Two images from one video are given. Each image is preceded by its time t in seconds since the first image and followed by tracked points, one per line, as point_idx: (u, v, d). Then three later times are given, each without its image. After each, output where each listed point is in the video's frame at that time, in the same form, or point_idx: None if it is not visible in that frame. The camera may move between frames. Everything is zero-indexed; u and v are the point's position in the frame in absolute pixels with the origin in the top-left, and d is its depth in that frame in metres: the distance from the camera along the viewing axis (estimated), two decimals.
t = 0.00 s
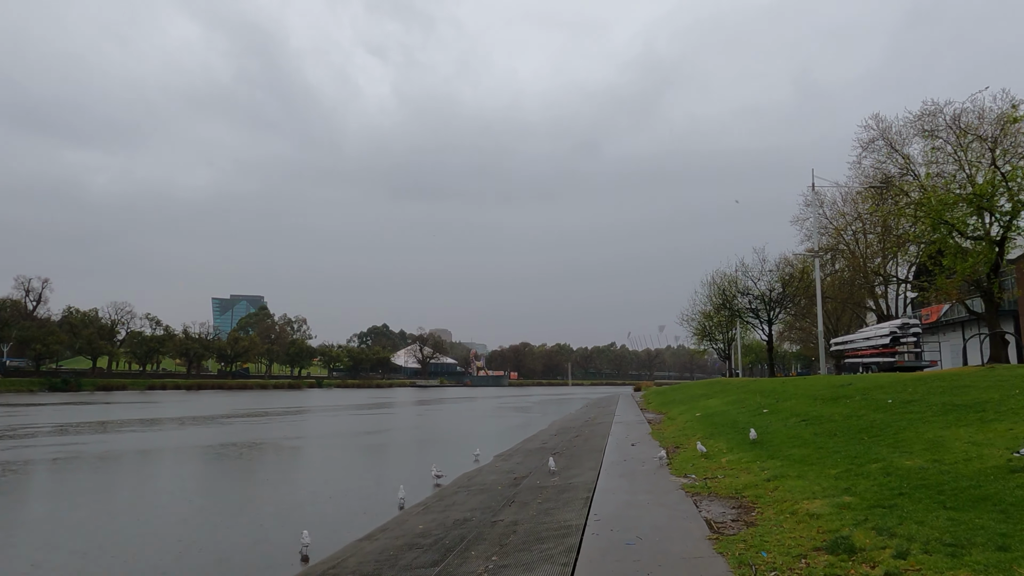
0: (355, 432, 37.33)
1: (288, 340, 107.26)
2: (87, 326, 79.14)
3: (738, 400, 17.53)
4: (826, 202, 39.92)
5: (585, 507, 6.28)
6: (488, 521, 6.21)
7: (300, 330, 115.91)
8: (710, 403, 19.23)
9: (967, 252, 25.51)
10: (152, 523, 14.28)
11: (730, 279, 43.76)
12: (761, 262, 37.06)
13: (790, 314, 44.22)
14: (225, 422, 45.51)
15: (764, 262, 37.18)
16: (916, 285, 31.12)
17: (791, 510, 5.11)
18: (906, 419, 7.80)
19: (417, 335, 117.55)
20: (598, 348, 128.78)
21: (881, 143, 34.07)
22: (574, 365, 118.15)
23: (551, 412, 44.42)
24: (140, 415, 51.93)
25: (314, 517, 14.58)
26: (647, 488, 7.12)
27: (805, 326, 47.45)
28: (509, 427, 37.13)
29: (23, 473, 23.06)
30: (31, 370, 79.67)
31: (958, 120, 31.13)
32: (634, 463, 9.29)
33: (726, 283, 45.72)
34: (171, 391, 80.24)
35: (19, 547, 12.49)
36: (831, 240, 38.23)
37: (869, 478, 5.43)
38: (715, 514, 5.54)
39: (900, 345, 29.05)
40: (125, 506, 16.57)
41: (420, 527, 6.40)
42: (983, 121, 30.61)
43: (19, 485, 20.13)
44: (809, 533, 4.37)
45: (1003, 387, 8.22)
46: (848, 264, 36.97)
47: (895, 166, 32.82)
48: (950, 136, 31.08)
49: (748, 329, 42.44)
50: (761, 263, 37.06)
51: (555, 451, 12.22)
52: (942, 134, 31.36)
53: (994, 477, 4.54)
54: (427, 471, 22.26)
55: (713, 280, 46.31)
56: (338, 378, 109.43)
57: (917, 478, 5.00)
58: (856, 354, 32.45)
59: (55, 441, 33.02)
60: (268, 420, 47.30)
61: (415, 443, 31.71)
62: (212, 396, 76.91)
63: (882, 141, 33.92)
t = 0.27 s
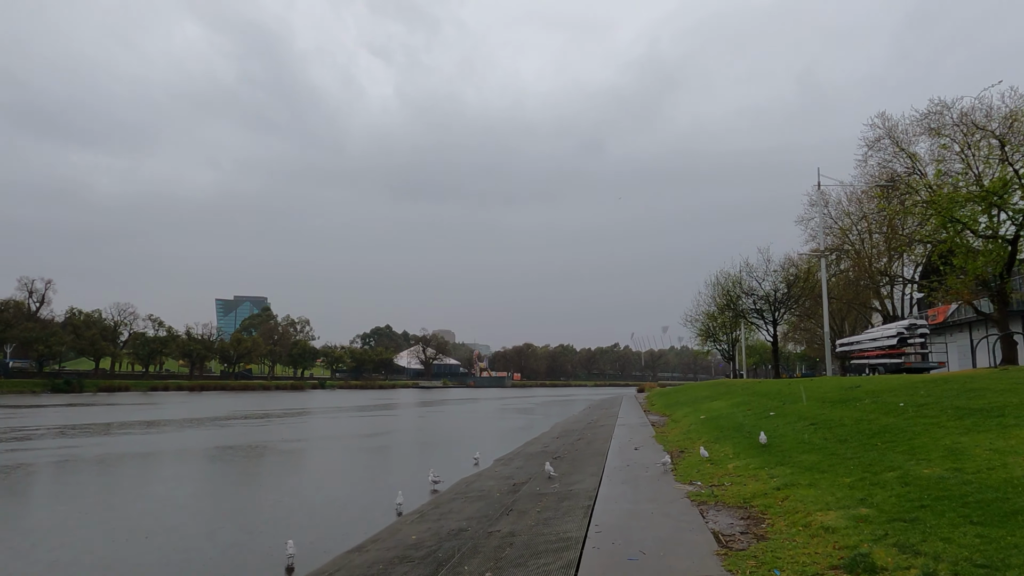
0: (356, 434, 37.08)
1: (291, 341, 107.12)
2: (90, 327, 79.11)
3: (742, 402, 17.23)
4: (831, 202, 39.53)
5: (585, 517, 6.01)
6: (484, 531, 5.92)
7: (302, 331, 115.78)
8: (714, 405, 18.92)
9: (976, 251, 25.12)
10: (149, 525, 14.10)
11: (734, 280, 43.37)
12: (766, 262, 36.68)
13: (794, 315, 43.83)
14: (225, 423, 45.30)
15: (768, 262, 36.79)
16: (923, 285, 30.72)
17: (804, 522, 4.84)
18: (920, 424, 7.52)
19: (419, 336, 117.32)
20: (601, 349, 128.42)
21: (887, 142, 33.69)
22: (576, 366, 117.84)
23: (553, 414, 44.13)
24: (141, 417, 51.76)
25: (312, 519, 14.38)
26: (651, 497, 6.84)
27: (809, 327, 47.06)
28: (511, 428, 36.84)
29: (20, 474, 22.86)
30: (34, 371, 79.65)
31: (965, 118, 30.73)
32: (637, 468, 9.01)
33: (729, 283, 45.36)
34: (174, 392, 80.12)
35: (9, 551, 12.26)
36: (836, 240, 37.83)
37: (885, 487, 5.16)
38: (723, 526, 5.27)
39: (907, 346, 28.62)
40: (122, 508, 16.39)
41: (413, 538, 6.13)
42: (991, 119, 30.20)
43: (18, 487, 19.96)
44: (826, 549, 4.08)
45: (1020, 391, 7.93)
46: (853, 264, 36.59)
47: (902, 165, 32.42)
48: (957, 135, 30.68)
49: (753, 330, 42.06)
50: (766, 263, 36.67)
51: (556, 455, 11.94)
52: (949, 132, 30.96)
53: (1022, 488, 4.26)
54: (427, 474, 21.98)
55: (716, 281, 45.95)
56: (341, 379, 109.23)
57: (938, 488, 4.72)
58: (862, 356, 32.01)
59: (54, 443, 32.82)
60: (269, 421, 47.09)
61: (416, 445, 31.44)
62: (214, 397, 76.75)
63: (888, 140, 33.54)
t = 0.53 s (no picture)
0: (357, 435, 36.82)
1: (294, 342, 106.95)
2: (92, 328, 79.03)
3: (748, 404, 16.89)
4: (836, 201, 39.12)
5: (584, 524, 5.71)
6: (478, 538, 5.65)
7: (305, 333, 115.63)
8: (719, 406, 18.58)
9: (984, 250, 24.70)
10: (145, 525, 13.86)
11: (739, 280, 42.97)
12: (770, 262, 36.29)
13: (800, 316, 43.39)
14: (227, 425, 45.10)
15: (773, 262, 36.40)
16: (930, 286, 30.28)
17: (818, 530, 4.56)
18: (935, 426, 7.21)
19: (423, 337, 117.04)
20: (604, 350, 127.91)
21: (893, 140, 33.30)
22: (580, 367, 117.37)
23: (556, 415, 43.78)
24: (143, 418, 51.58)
25: (311, 520, 14.12)
26: (654, 502, 6.55)
27: (815, 328, 46.62)
28: (513, 430, 36.50)
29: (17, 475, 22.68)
30: (36, 373, 79.54)
31: (972, 117, 30.30)
32: (640, 472, 8.72)
33: (734, 284, 44.95)
34: (176, 394, 79.98)
35: None
36: (841, 240, 37.41)
37: (902, 493, 4.88)
38: (731, 533, 4.98)
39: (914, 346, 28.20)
40: (119, 509, 16.16)
41: (404, 545, 5.85)
42: (999, 117, 29.78)
43: (14, 489, 19.76)
44: (840, 562, 3.80)
45: None
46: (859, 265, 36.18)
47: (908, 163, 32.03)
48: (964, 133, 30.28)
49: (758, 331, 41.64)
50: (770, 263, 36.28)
51: (557, 457, 11.64)
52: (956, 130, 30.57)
53: None
54: (427, 476, 21.68)
55: (721, 281, 45.54)
56: (344, 381, 108.99)
57: (960, 494, 4.44)
58: (869, 356, 31.59)
59: (53, 445, 32.65)
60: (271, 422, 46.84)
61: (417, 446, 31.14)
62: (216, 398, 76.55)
63: (894, 138, 33.15)
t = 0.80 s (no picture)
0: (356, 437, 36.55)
1: (294, 343, 106.67)
2: (91, 329, 78.82)
3: (750, 406, 16.59)
4: (838, 201, 38.84)
5: (582, 534, 5.45)
6: (470, 550, 5.38)
7: (305, 333, 115.32)
8: (720, 408, 18.30)
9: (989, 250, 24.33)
10: (136, 528, 13.61)
11: (740, 280, 42.68)
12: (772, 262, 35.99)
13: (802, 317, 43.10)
14: (225, 426, 44.85)
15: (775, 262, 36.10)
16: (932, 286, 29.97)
17: (830, 545, 4.28)
18: (947, 431, 6.93)
19: (423, 338, 116.73)
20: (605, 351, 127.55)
21: (895, 140, 33.01)
22: (581, 368, 117.02)
23: (557, 417, 43.49)
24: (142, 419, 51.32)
25: (304, 522, 13.84)
26: (655, 511, 6.27)
27: (816, 329, 46.31)
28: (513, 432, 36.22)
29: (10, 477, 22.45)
30: (35, 373, 79.28)
31: (976, 116, 29.97)
32: (640, 478, 8.44)
33: (735, 284, 44.67)
34: (175, 395, 79.69)
35: None
36: (843, 241, 37.12)
37: (919, 505, 4.60)
38: (737, 547, 4.71)
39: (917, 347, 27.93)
40: (111, 511, 15.90)
41: (393, 557, 5.59)
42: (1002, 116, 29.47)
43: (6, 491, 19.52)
44: None
45: None
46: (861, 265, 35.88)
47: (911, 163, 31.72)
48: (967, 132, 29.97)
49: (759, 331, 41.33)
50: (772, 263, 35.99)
51: (556, 462, 11.36)
52: (959, 129, 30.26)
53: None
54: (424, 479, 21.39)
55: (722, 282, 45.24)
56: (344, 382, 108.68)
57: (982, 506, 4.15)
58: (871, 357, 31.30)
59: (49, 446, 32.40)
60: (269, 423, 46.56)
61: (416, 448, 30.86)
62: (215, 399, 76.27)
63: (896, 138, 32.85)
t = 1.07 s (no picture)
0: (354, 438, 36.19)
1: (294, 345, 106.32)
2: (91, 330, 78.60)
3: (754, 407, 16.28)
4: (840, 201, 38.51)
5: (580, 542, 5.15)
6: (462, 558, 5.11)
7: (306, 335, 115.12)
8: (724, 409, 17.97)
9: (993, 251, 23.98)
10: (128, 529, 13.37)
11: (742, 281, 42.38)
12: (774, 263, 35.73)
13: (805, 318, 42.75)
14: (226, 427, 44.55)
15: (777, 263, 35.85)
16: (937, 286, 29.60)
17: (844, 554, 4.00)
18: (964, 432, 6.63)
19: (424, 339, 116.39)
20: (606, 352, 127.17)
21: (899, 139, 32.70)
22: (582, 369, 116.71)
23: (558, 419, 43.23)
24: (140, 421, 51.05)
25: (299, 522, 13.56)
26: (658, 516, 5.97)
27: (819, 330, 46.01)
28: (513, 434, 35.92)
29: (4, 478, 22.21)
30: (35, 375, 79.00)
31: (981, 115, 29.62)
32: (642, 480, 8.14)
33: (737, 285, 44.35)
34: (175, 396, 79.39)
35: None
36: (846, 241, 36.83)
37: (939, 511, 4.32)
38: (744, 555, 4.44)
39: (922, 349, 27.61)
40: (104, 512, 15.65)
41: (382, 565, 5.35)
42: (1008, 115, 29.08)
43: None
44: None
45: None
46: (863, 267, 35.59)
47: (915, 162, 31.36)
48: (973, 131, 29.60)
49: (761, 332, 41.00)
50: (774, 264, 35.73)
51: (556, 463, 11.07)
52: (963, 128, 29.90)
53: None
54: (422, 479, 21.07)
55: (724, 282, 44.93)
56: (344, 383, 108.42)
57: (1008, 514, 3.88)
58: (875, 358, 30.97)
59: (47, 447, 32.16)
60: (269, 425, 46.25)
61: (415, 449, 30.56)
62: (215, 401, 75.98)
63: (901, 137, 32.52)
